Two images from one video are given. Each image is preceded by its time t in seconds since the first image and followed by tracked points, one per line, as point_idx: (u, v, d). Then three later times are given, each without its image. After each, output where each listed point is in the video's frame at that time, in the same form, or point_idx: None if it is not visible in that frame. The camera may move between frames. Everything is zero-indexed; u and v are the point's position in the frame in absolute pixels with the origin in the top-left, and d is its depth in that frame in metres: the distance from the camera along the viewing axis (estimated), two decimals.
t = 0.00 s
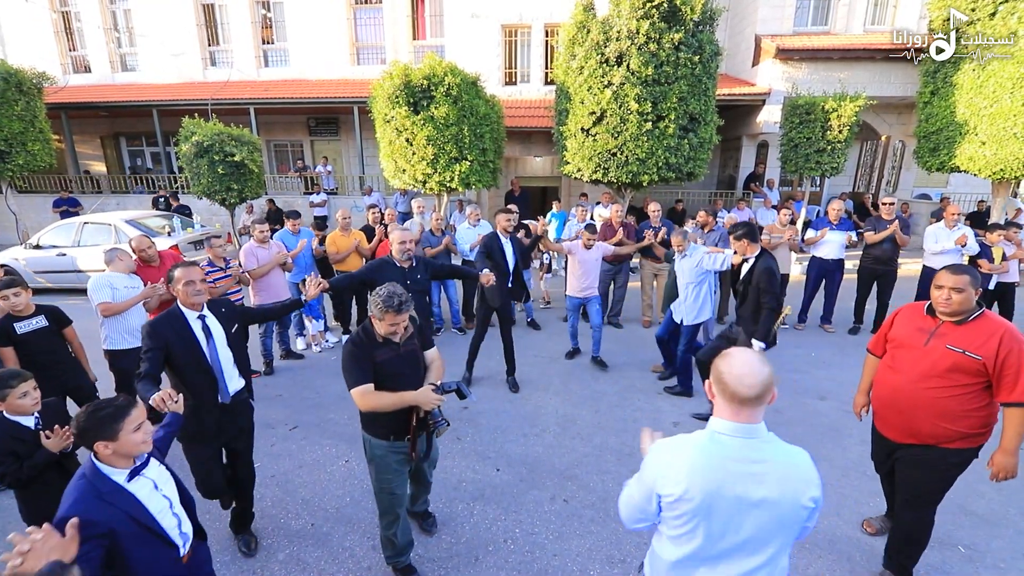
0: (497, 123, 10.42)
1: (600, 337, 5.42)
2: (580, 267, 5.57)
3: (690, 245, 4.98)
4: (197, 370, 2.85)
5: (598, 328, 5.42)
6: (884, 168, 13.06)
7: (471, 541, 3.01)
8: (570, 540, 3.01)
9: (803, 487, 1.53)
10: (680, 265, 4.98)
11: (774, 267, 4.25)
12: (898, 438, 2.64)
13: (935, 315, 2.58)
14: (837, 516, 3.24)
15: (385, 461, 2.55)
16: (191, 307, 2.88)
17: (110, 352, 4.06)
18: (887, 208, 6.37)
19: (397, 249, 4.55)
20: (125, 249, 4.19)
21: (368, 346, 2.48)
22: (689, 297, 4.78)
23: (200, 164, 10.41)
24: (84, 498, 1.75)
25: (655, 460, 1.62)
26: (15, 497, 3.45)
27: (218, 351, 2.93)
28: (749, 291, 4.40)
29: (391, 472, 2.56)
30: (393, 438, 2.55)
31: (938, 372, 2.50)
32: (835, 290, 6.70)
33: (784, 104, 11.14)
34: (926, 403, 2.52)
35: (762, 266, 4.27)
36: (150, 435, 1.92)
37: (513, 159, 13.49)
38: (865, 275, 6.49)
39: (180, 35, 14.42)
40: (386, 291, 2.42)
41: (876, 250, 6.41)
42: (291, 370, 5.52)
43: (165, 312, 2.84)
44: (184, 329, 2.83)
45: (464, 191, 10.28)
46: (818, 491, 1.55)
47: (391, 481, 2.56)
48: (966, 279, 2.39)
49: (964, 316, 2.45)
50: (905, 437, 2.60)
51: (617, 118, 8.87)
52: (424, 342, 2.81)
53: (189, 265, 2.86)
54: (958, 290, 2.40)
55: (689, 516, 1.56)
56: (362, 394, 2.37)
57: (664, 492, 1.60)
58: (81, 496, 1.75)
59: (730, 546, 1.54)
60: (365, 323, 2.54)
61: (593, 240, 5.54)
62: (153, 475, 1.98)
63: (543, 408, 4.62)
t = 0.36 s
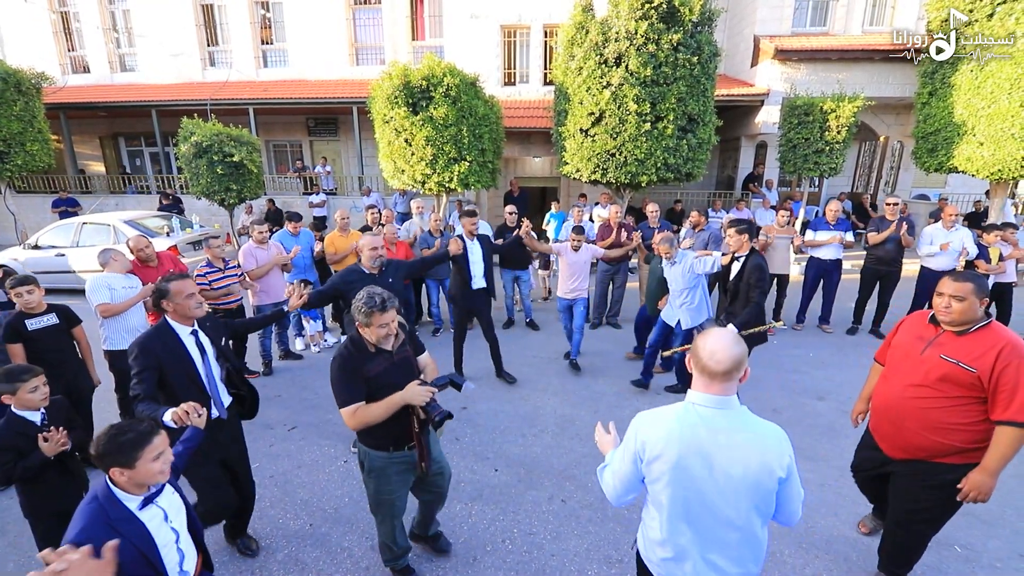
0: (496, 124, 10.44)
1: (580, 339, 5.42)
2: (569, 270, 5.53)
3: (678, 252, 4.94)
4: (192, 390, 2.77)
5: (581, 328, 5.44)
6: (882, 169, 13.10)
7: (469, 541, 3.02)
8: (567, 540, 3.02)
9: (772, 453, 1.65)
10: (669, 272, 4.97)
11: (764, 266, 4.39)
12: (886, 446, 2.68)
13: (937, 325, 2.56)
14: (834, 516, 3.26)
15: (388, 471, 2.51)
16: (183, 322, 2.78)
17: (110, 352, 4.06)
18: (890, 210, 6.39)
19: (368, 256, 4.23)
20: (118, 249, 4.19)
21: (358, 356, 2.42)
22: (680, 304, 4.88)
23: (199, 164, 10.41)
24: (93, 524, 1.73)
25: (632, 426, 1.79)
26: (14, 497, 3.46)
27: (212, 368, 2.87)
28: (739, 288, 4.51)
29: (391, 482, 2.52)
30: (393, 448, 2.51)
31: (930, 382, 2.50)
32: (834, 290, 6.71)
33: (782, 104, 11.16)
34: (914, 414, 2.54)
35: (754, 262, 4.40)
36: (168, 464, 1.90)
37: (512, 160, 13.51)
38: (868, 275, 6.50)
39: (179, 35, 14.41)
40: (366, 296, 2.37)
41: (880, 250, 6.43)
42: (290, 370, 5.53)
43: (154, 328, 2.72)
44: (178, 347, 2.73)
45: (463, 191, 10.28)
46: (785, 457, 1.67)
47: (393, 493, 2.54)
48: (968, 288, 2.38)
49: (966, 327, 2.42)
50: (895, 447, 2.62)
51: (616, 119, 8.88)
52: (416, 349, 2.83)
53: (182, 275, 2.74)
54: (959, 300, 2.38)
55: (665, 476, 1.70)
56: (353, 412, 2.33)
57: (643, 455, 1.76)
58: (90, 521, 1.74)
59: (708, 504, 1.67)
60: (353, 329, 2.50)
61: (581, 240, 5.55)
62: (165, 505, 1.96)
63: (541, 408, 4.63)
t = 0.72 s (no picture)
0: (496, 124, 10.44)
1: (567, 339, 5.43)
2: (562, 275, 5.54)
3: (666, 252, 5.11)
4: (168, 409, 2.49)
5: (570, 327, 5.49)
6: (881, 169, 13.11)
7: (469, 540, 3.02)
8: (568, 539, 3.02)
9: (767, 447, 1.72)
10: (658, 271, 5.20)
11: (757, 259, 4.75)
12: (881, 449, 2.69)
13: (934, 328, 2.57)
14: (833, 515, 3.27)
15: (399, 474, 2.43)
16: (155, 334, 2.52)
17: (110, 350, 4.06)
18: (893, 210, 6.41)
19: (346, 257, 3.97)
20: (115, 248, 4.19)
21: (369, 362, 2.33)
22: (672, 300, 5.06)
23: (199, 164, 10.40)
24: (160, 542, 1.63)
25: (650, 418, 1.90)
26: (14, 497, 3.46)
27: (187, 383, 2.64)
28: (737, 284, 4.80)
29: (403, 485, 2.44)
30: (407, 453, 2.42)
31: (925, 387, 2.50)
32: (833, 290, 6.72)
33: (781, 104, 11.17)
34: (910, 418, 2.54)
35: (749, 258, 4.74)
36: (212, 481, 1.85)
37: (512, 160, 13.52)
38: (870, 276, 6.52)
39: (179, 35, 14.41)
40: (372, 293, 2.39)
41: (881, 250, 6.43)
42: (290, 370, 5.54)
43: (118, 343, 2.41)
44: (151, 363, 2.46)
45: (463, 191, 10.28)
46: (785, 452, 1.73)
47: (405, 495, 2.47)
48: (964, 288, 2.39)
49: (962, 330, 2.42)
50: (891, 453, 2.62)
51: (616, 119, 8.89)
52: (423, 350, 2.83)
53: (153, 284, 2.49)
54: (954, 303, 2.39)
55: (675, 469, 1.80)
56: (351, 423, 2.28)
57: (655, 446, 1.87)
58: (156, 540, 1.63)
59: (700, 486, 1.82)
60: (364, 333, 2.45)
61: (572, 242, 5.57)
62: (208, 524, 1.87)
63: (542, 408, 4.64)
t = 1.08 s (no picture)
0: (496, 123, 10.41)
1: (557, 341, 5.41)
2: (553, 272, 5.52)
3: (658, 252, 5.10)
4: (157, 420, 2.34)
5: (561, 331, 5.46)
6: (882, 169, 13.10)
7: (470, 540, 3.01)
8: (570, 539, 3.01)
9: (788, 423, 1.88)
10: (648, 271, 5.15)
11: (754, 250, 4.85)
12: (880, 451, 2.68)
13: (935, 328, 2.56)
14: (836, 516, 3.26)
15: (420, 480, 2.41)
16: (135, 347, 2.35)
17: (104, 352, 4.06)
18: (895, 209, 6.36)
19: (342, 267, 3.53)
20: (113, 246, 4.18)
21: (411, 363, 2.33)
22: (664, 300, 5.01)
23: (199, 163, 10.38)
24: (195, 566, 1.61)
25: (665, 395, 2.01)
26: (13, 497, 3.44)
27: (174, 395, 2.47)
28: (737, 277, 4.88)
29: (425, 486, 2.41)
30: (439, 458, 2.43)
31: (926, 388, 2.49)
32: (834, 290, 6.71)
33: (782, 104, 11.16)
34: (911, 420, 2.53)
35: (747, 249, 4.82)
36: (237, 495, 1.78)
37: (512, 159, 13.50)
38: (871, 277, 6.53)
39: (178, 34, 14.38)
40: (411, 292, 2.41)
41: (883, 250, 6.41)
42: (291, 370, 5.52)
43: (95, 359, 2.25)
44: (133, 375, 2.30)
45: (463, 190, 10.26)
46: (804, 432, 1.89)
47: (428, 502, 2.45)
48: (962, 287, 2.38)
49: (963, 330, 2.41)
50: (894, 454, 2.61)
51: (617, 119, 8.87)
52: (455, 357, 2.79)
53: (130, 292, 2.31)
54: (955, 302, 2.38)
55: (696, 440, 1.92)
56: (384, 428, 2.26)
57: (673, 420, 1.97)
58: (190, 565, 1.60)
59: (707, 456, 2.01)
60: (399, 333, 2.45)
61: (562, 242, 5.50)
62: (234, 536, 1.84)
63: (543, 408, 4.63)
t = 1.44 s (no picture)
0: (497, 123, 10.39)
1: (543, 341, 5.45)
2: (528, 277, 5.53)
3: (647, 248, 5.12)
4: (161, 440, 2.17)
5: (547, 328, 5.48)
6: (883, 169, 13.07)
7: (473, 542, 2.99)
8: (572, 541, 2.99)
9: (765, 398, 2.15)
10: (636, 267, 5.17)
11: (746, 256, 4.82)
12: (887, 449, 2.69)
13: (945, 330, 2.53)
14: (840, 517, 3.23)
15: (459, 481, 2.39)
16: (139, 360, 2.18)
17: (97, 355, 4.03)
18: (892, 208, 6.35)
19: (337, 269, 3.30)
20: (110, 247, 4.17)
21: (455, 360, 2.31)
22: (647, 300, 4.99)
23: (198, 163, 10.36)
24: None
25: (676, 378, 2.24)
26: (12, 498, 3.43)
27: (180, 411, 2.32)
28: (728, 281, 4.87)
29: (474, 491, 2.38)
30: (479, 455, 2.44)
31: (933, 390, 2.47)
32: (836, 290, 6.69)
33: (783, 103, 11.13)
34: (917, 421, 2.52)
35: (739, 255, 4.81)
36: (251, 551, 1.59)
37: (513, 159, 13.48)
38: (870, 276, 6.49)
39: (178, 34, 14.36)
40: (454, 288, 2.40)
41: (883, 250, 6.39)
42: (291, 370, 5.51)
43: (98, 373, 2.08)
44: (139, 391, 2.13)
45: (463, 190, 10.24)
46: (792, 403, 2.13)
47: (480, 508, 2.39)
48: (973, 289, 2.36)
49: (973, 332, 2.39)
50: (900, 455, 2.60)
51: (618, 118, 8.84)
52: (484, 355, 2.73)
53: (135, 301, 2.16)
54: (965, 305, 2.35)
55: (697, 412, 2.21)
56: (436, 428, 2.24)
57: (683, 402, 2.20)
58: None
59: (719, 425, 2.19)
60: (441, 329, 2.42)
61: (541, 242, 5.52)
62: None
63: (544, 408, 4.61)
